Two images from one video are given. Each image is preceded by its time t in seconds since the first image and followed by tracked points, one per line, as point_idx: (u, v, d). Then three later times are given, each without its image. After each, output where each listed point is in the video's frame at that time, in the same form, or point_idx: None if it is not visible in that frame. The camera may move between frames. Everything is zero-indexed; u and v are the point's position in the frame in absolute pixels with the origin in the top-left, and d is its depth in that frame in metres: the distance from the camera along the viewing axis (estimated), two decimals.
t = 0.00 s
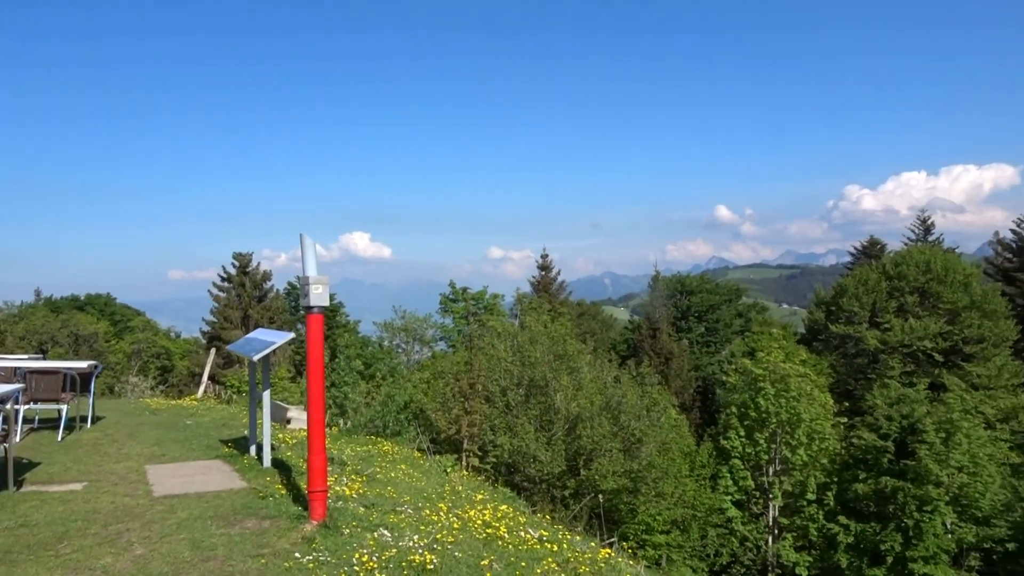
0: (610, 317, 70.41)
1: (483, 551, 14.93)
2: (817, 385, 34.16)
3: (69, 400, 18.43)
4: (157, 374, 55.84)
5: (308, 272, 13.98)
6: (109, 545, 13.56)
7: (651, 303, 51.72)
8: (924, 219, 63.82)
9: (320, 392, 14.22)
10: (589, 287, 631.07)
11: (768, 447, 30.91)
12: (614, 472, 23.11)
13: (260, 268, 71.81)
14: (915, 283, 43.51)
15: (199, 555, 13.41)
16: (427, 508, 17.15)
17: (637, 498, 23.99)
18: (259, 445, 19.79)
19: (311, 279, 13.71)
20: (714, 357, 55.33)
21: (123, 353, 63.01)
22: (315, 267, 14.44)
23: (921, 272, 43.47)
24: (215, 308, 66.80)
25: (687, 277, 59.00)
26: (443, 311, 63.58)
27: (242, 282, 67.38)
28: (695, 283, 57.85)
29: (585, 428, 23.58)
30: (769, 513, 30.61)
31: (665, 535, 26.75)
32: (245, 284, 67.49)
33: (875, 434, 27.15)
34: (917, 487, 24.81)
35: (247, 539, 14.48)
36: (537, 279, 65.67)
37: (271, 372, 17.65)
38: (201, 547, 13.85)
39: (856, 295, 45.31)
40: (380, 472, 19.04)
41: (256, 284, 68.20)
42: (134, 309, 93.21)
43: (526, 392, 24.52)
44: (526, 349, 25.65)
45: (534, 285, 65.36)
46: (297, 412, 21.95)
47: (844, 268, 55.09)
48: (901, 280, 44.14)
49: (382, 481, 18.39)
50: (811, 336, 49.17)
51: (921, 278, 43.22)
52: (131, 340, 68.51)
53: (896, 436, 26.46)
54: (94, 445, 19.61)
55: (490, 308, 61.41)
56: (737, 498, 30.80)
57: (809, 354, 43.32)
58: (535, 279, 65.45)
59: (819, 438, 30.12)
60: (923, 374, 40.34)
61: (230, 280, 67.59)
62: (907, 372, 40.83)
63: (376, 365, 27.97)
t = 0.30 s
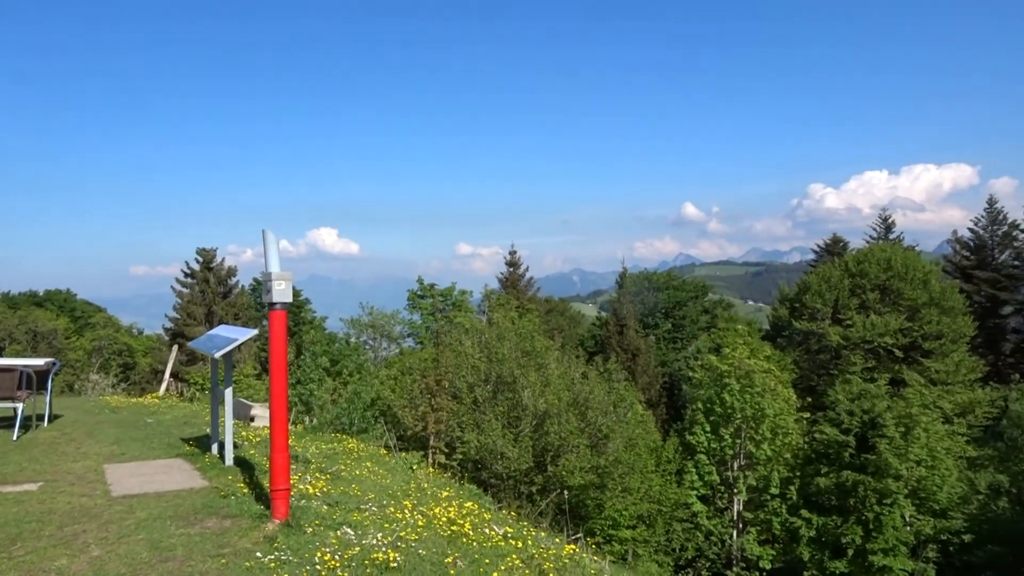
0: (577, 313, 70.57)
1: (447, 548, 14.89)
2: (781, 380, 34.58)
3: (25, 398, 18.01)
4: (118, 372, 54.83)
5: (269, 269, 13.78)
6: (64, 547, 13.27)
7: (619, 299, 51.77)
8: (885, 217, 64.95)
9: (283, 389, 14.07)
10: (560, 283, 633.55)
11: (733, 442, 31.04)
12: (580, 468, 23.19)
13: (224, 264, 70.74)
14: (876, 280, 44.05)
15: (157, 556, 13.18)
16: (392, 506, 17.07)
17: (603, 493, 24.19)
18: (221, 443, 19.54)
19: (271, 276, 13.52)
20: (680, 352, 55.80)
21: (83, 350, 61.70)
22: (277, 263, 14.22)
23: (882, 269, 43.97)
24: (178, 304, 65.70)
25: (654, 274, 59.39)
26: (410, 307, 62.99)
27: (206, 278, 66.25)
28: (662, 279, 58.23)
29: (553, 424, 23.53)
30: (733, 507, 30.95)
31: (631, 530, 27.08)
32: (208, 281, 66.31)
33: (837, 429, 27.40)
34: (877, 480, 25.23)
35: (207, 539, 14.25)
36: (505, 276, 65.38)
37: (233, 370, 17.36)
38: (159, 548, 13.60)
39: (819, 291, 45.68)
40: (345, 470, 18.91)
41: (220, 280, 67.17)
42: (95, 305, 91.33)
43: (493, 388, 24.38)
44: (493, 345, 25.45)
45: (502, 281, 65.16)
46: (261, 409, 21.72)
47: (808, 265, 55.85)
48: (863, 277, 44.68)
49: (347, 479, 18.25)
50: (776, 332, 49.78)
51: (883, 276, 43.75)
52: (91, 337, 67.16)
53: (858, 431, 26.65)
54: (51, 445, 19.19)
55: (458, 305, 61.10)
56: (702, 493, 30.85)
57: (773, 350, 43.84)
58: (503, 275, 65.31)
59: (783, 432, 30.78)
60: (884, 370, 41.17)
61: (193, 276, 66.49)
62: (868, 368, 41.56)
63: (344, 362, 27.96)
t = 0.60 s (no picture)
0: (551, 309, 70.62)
1: (416, 546, 14.79)
2: (751, 376, 34.94)
3: None
4: (83, 370, 53.86)
5: (234, 265, 13.56)
6: (23, 548, 12.98)
7: (591, 296, 51.85)
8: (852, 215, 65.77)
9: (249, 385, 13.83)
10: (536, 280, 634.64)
11: (704, 437, 31.25)
12: (553, 464, 23.08)
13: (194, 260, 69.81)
14: (844, 278, 44.62)
15: (120, 557, 12.94)
16: (361, 504, 16.93)
17: (576, 489, 24.15)
18: (187, 442, 19.27)
19: (237, 272, 13.32)
20: (652, 349, 56.13)
21: (47, 348, 60.47)
22: (242, 258, 13.99)
23: (851, 266, 44.64)
24: (145, 300, 64.66)
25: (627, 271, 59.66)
26: (383, 304, 61.71)
27: (174, 274, 65.31)
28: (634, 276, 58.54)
29: (526, 420, 23.51)
30: (704, 501, 31.22)
31: (604, 525, 27.20)
32: (176, 277, 65.28)
33: (806, 423, 27.65)
34: (844, 474, 25.52)
35: (171, 538, 14.00)
36: (478, 272, 64.86)
37: (199, 367, 17.06)
38: (122, 548, 13.35)
39: (788, 288, 46.24)
40: (314, 468, 18.73)
41: (189, 276, 66.23)
42: (58, 302, 89.50)
43: (466, 384, 24.29)
44: (466, 342, 25.39)
45: (475, 278, 64.93)
46: (229, 406, 21.45)
47: (778, 262, 56.38)
48: (832, 274, 45.26)
49: (316, 477, 18.07)
50: (746, 329, 50.27)
51: (851, 273, 44.35)
52: (56, 334, 65.85)
53: (825, 426, 26.91)
54: (12, 444, 18.77)
55: (431, 301, 60.31)
56: (673, 488, 31.05)
57: (744, 346, 44.27)
58: (476, 271, 65.12)
59: (752, 427, 31.07)
60: (852, 366, 41.75)
61: (161, 272, 65.44)
62: (836, 363, 42.15)
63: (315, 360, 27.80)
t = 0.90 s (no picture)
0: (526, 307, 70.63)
1: (387, 544, 14.72)
2: (724, 373, 35.13)
3: None
4: (52, 368, 53.09)
5: (204, 262, 13.40)
6: None
7: (566, 293, 51.86)
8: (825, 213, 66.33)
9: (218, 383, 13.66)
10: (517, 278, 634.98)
11: (677, 434, 31.50)
12: (527, 461, 23.11)
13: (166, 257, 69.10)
14: (816, 275, 45.01)
15: (86, 557, 12.74)
16: (333, 502, 16.79)
17: (550, 486, 24.21)
18: (157, 440, 19.04)
19: (206, 270, 13.17)
20: (626, 346, 56.37)
21: (15, 346, 59.53)
22: (212, 256, 13.83)
23: (823, 265, 45.03)
24: (116, 298, 63.89)
25: (601, 268, 59.56)
26: (357, 302, 60.07)
27: (145, 270, 64.70)
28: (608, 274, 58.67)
29: (499, 418, 23.48)
30: (678, 498, 31.40)
31: (578, 522, 27.25)
32: (147, 273, 64.65)
33: (778, 420, 27.86)
34: (816, 470, 25.65)
35: (139, 538, 13.79)
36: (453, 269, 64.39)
37: (168, 364, 16.82)
38: (89, 548, 13.14)
39: (761, 286, 46.62)
40: (286, 466, 18.54)
41: (161, 273, 65.59)
42: (25, 299, 88.23)
43: (440, 382, 24.24)
44: (440, 339, 25.30)
45: (450, 275, 64.62)
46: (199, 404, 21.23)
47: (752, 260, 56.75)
48: (804, 272, 45.61)
49: (287, 476, 17.91)
50: (720, 326, 50.56)
51: (823, 271, 44.73)
52: (24, 331, 64.86)
53: (797, 422, 27.08)
54: None
55: (405, 298, 59.57)
56: (647, 484, 31.27)
57: (717, 343, 44.56)
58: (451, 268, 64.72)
59: (726, 424, 30.89)
60: (824, 363, 42.13)
61: (132, 269, 64.70)
62: (809, 360, 42.49)
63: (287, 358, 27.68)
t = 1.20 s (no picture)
0: (501, 307, 70.75)
1: (359, 544, 14.62)
2: (698, 371, 35.30)
3: None
4: (19, 368, 52.23)
5: (172, 260, 13.11)
6: None
7: (541, 292, 51.85)
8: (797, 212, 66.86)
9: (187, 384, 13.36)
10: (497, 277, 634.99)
11: (651, 432, 31.48)
12: (502, 460, 23.14)
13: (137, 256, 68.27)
14: (789, 274, 45.43)
15: (52, 560, 12.53)
16: (304, 502, 16.65)
17: (525, 484, 24.25)
18: (126, 441, 18.79)
19: (175, 268, 12.90)
20: (601, 345, 56.54)
21: None
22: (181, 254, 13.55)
23: (795, 264, 45.47)
24: (85, 297, 63.00)
25: (575, 267, 59.69)
26: (331, 301, 59.40)
27: (115, 269, 63.94)
28: (584, 273, 58.83)
29: (474, 417, 23.45)
30: (652, 495, 31.57)
31: (553, 520, 27.24)
32: (118, 272, 63.89)
33: (751, 418, 28.01)
34: (788, 467, 25.92)
35: (106, 540, 13.57)
36: (428, 267, 64.15)
37: (137, 365, 16.56)
38: (54, 551, 12.91)
39: (734, 285, 46.93)
40: (257, 466, 18.38)
41: (131, 272, 64.83)
42: None
43: (415, 381, 24.18)
44: (415, 338, 25.17)
45: (425, 274, 64.27)
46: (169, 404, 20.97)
47: (726, 259, 57.09)
48: (777, 271, 46.01)
49: (258, 476, 17.74)
50: (694, 325, 50.87)
51: (796, 270, 45.18)
52: None
53: (770, 420, 27.27)
54: None
55: (380, 297, 59.25)
56: (621, 483, 31.27)
57: (691, 342, 44.84)
58: (426, 267, 64.38)
59: (700, 422, 31.00)
60: (796, 360, 42.54)
61: (102, 268, 63.86)
62: (782, 358, 42.84)
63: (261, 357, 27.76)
